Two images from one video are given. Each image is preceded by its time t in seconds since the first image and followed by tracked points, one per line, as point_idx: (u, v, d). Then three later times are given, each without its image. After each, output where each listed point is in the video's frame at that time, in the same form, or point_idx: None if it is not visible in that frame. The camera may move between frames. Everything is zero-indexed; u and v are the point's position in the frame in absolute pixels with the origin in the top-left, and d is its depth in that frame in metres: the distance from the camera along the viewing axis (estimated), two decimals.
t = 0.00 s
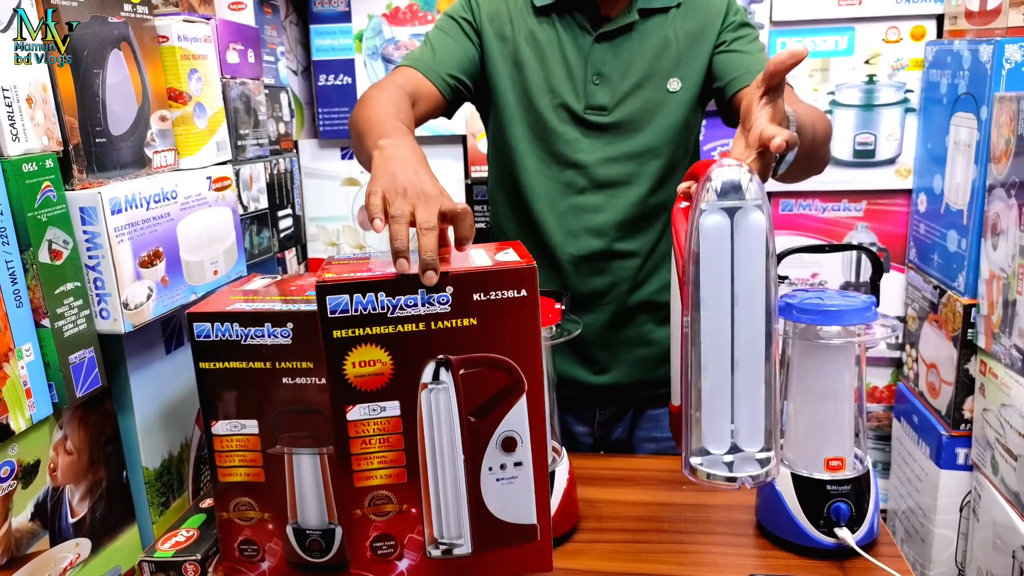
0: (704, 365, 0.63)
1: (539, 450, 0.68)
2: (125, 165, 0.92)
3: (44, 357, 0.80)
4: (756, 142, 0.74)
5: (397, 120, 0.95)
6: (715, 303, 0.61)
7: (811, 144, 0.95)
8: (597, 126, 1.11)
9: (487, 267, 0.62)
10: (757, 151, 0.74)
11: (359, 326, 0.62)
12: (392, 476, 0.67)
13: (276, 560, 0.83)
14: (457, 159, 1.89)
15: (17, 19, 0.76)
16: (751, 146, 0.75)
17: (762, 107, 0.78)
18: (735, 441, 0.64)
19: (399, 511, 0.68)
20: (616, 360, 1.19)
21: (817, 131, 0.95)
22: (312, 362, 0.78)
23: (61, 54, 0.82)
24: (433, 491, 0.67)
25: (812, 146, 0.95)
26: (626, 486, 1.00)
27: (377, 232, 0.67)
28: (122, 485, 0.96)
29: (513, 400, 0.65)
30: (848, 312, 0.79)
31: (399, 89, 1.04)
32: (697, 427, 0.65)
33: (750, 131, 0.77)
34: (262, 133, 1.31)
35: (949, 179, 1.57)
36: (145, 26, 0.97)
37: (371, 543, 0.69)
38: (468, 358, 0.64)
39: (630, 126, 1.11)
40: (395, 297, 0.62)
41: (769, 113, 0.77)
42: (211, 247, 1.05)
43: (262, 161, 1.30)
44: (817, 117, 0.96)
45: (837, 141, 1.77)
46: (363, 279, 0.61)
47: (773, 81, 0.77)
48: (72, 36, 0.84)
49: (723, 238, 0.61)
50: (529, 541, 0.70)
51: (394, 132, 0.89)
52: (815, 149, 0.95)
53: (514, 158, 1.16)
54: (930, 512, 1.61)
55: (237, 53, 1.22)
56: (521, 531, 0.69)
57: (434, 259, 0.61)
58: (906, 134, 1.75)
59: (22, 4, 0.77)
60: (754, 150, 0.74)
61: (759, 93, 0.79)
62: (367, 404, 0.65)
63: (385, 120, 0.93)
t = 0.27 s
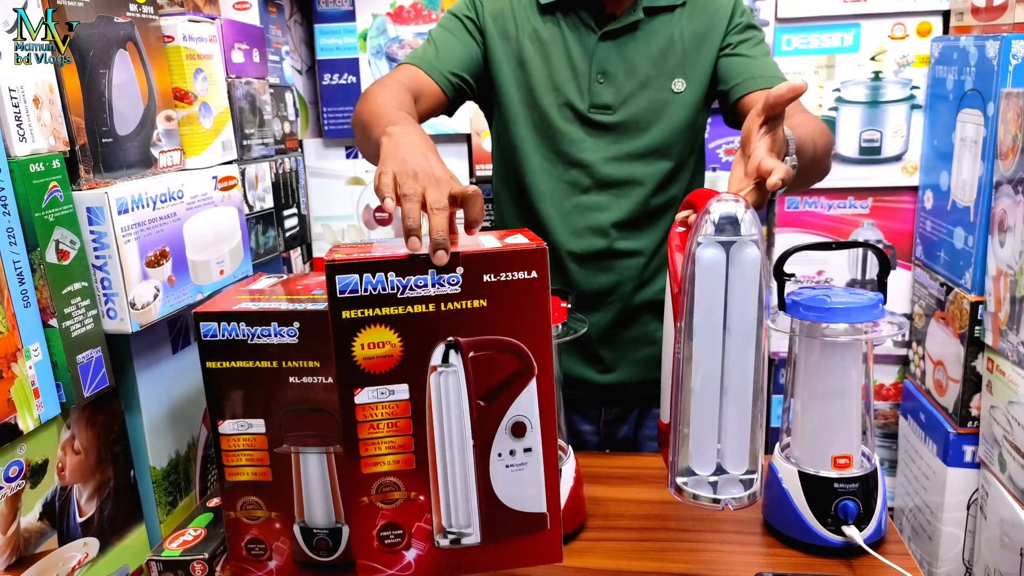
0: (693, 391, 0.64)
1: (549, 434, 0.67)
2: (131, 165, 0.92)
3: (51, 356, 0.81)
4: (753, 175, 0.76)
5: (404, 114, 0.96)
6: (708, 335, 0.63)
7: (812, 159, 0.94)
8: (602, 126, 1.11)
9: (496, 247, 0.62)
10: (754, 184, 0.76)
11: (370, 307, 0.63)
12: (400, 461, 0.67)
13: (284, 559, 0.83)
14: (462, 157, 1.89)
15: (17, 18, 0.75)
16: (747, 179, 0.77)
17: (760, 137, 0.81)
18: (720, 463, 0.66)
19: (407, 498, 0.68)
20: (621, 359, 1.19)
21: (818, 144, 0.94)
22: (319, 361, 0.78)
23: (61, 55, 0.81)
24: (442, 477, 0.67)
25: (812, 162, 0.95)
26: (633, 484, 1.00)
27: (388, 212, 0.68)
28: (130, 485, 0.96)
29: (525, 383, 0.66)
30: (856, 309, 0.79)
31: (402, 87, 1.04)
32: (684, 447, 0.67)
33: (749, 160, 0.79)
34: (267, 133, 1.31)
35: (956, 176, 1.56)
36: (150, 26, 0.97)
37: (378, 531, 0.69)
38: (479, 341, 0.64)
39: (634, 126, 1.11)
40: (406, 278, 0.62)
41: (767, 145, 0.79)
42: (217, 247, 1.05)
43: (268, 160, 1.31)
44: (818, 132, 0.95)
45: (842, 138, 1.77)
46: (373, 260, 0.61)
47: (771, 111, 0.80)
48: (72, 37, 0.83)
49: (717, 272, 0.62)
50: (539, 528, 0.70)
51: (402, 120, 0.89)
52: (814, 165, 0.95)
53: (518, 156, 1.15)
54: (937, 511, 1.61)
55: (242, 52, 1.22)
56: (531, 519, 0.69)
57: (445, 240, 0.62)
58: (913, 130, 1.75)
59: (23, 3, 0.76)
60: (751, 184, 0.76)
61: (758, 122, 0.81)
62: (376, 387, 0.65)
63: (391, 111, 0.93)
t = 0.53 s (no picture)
0: (687, 396, 0.64)
1: (562, 436, 0.67)
2: (133, 168, 0.92)
3: (54, 359, 0.81)
4: (750, 181, 0.76)
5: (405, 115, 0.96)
6: (701, 342, 0.63)
7: (812, 163, 0.94)
8: (603, 128, 1.11)
9: (499, 251, 0.63)
10: (751, 189, 0.76)
11: (378, 318, 0.63)
12: (416, 471, 0.67)
13: (286, 561, 0.83)
14: (464, 159, 1.89)
15: (17, 19, 0.75)
16: (745, 185, 0.77)
17: (758, 141, 0.81)
18: (713, 466, 0.66)
19: (425, 507, 0.68)
20: (623, 361, 1.19)
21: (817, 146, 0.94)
22: (322, 362, 0.77)
23: (60, 54, 0.81)
24: (458, 484, 0.67)
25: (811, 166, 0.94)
26: (635, 486, 1.00)
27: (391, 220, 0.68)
28: (132, 487, 0.96)
29: (538, 384, 0.65)
30: (857, 311, 0.79)
31: (404, 88, 1.04)
32: (678, 451, 0.67)
33: (746, 164, 0.79)
34: (269, 135, 1.31)
35: (957, 177, 1.56)
36: (152, 28, 0.97)
37: (399, 542, 0.69)
38: (487, 346, 0.64)
39: (635, 128, 1.11)
40: (410, 287, 0.62)
41: (763, 150, 0.80)
42: (219, 249, 1.05)
43: (270, 163, 1.31)
44: (817, 135, 0.95)
45: (844, 139, 1.76)
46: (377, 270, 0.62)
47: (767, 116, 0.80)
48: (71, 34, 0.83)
49: (711, 282, 0.62)
50: (558, 531, 0.69)
51: (405, 126, 0.89)
52: (813, 169, 0.95)
53: (519, 158, 1.15)
54: (939, 512, 1.61)
55: (245, 55, 1.22)
56: (550, 523, 0.69)
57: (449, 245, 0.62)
58: (914, 132, 1.75)
59: (23, 4, 0.76)
60: (748, 189, 0.76)
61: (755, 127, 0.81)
62: (387, 400, 0.65)
63: (393, 115, 0.93)
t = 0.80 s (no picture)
0: (698, 393, 0.64)
1: (560, 430, 0.68)
2: (134, 165, 0.92)
3: (56, 356, 0.81)
4: (753, 175, 0.76)
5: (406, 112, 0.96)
6: (708, 335, 0.63)
7: (813, 158, 0.94)
8: (604, 125, 1.11)
9: (503, 242, 0.63)
10: (753, 184, 0.76)
11: (379, 306, 0.63)
12: (414, 461, 0.68)
13: (288, 557, 0.83)
14: (464, 157, 1.89)
15: (17, 19, 0.75)
16: (747, 179, 0.77)
17: (759, 137, 0.81)
18: (726, 463, 0.66)
19: (421, 497, 0.68)
20: (624, 358, 1.19)
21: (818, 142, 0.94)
22: (323, 359, 0.77)
23: (60, 55, 0.81)
24: (455, 475, 0.67)
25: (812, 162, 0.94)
26: (635, 483, 1.00)
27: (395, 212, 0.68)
28: (135, 483, 0.96)
29: (537, 379, 0.66)
30: (858, 308, 0.79)
31: (405, 85, 1.04)
32: (689, 448, 0.67)
33: (747, 160, 0.79)
34: (270, 132, 1.31)
35: (958, 174, 1.56)
36: (153, 25, 0.97)
37: (394, 532, 0.69)
38: (490, 337, 0.64)
39: (636, 125, 1.11)
40: (415, 275, 0.62)
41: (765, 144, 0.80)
42: (220, 246, 1.05)
43: (271, 160, 1.31)
44: (818, 131, 0.95)
45: (845, 136, 1.76)
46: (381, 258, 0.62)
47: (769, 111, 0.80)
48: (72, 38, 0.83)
49: (716, 271, 0.62)
50: (554, 526, 0.70)
51: (408, 120, 0.89)
52: (814, 165, 0.95)
53: (520, 155, 1.15)
54: (939, 509, 1.61)
55: (245, 52, 1.22)
56: (546, 517, 0.69)
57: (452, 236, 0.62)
58: (915, 129, 1.74)
59: (22, 3, 0.76)
60: (750, 184, 0.76)
61: (757, 122, 0.81)
62: (387, 388, 0.65)
63: (395, 111, 0.93)
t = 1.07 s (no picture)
0: (704, 394, 0.65)
1: (560, 437, 0.68)
2: (137, 167, 0.93)
3: (59, 357, 0.81)
4: (758, 179, 0.76)
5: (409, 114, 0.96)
6: (714, 337, 0.63)
7: (814, 161, 0.94)
8: (605, 128, 1.11)
9: (504, 249, 0.63)
10: (758, 187, 0.76)
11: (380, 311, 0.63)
12: (414, 466, 0.68)
13: (289, 559, 0.83)
14: (465, 159, 1.90)
15: (17, 19, 0.75)
16: (752, 183, 0.77)
17: (764, 140, 0.81)
18: (732, 465, 0.66)
19: (421, 502, 0.69)
20: (624, 360, 1.19)
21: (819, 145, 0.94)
22: (324, 362, 0.77)
23: (60, 54, 0.81)
24: (455, 480, 0.67)
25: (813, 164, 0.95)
26: (635, 485, 1.00)
27: (399, 216, 0.68)
28: (136, 485, 0.96)
29: (536, 385, 0.66)
30: (858, 311, 0.79)
31: (407, 88, 1.05)
32: (695, 449, 0.67)
33: (753, 163, 0.80)
34: (272, 134, 1.32)
35: (958, 177, 1.56)
36: (156, 28, 0.97)
37: (393, 537, 0.69)
38: (490, 343, 0.65)
39: (637, 129, 1.11)
40: (416, 280, 0.63)
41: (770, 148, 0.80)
42: (222, 248, 1.05)
43: (272, 162, 1.31)
44: (819, 134, 0.95)
45: (845, 139, 1.77)
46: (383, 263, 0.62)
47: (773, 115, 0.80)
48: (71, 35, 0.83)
49: (723, 273, 0.62)
50: (554, 531, 0.70)
51: (411, 124, 0.90)
52: (816, 167, 0.95)
53: (521, 158, 1.16)
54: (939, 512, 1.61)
55: (247, 55, 1.22)
56: (545, 522, 0.69)
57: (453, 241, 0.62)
58: (915, 132, 1.75)
59: (24, 6, 0.76)
60: (756, 187, 0.76)
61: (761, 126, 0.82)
62: (387, 392, 0.66)
63: (398, 114, 0.94)
